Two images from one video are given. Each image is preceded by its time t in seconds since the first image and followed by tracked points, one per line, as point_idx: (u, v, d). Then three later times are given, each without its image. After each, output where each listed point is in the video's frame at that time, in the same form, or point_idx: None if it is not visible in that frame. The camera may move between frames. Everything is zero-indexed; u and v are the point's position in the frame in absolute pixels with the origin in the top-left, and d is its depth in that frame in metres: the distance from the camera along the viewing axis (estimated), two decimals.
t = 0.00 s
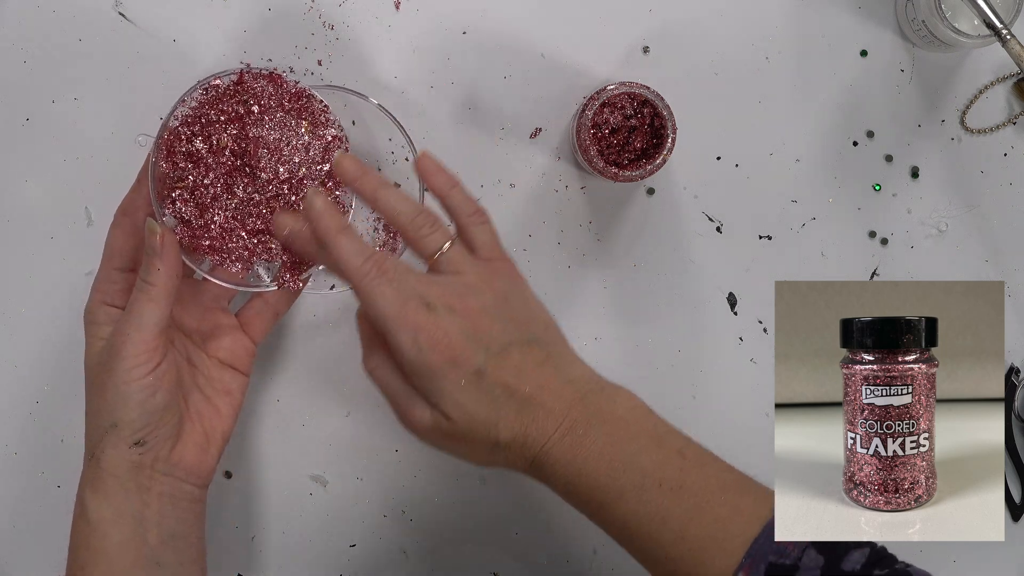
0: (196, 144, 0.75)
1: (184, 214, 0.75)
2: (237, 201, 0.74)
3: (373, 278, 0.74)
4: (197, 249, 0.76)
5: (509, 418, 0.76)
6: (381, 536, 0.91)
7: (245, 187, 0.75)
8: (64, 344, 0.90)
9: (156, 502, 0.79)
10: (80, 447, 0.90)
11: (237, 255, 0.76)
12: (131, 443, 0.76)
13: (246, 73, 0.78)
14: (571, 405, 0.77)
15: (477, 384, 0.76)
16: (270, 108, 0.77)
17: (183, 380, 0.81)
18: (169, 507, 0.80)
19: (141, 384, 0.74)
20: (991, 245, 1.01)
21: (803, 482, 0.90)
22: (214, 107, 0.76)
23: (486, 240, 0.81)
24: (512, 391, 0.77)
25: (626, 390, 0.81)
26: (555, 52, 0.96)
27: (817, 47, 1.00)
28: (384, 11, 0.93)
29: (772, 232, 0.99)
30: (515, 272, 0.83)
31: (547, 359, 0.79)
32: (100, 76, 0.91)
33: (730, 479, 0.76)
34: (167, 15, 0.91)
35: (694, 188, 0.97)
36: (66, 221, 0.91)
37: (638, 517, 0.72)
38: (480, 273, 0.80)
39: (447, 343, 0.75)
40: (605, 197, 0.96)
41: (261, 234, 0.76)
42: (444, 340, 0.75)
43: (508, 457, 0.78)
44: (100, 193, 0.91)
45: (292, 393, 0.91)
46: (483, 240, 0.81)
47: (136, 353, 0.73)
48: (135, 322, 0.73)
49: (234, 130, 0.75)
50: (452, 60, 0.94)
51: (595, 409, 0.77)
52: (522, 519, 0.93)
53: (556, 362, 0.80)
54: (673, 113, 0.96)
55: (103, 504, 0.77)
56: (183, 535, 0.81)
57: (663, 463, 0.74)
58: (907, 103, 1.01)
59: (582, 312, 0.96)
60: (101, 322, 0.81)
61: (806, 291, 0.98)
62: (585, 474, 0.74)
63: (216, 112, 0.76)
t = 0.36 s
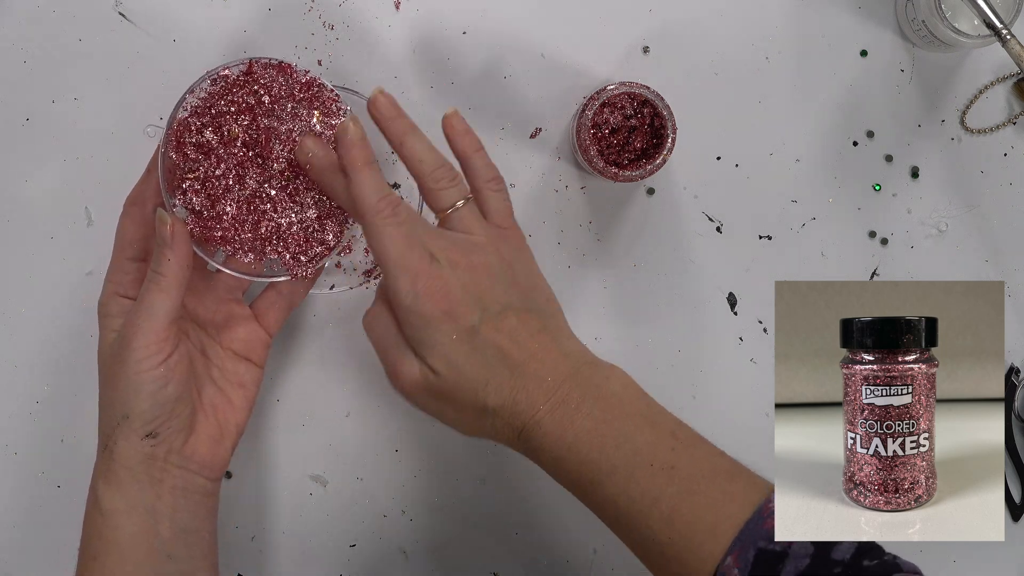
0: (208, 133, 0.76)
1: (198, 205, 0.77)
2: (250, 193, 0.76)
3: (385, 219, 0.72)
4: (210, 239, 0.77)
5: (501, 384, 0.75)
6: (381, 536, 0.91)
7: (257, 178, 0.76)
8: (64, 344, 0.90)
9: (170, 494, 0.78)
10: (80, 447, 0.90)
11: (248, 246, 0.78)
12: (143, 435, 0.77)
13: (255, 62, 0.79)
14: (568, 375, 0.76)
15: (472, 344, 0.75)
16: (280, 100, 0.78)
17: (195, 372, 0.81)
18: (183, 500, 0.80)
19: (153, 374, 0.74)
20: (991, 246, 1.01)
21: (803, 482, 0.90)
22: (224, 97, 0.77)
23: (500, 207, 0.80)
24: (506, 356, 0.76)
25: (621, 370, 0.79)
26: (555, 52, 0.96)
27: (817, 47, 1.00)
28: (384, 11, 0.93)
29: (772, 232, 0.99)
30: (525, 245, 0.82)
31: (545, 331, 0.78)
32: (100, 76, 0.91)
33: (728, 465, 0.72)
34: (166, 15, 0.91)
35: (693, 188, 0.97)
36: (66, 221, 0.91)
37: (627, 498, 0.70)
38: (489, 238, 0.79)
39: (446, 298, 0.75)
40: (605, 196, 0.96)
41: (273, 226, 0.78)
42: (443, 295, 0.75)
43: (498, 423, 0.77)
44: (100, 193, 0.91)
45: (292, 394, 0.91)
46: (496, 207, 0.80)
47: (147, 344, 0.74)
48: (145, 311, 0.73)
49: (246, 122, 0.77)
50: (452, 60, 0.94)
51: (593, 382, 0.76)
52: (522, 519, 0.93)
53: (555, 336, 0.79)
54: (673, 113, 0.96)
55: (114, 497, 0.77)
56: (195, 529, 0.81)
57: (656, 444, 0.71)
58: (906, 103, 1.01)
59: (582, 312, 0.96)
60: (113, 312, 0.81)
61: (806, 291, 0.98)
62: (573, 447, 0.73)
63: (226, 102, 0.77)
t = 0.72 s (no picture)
0: (215, 137, 0.77)
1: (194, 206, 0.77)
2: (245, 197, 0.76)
3: (349, 233, 0.73)
4: (202, 242, 0.77)
5: (486, 383, 0.76)
6: (381, 536, 0.91)
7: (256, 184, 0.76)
8: (64, 344, 0.90)
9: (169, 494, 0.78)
10: (81, 447, 0.90)
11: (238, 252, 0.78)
12: (144, 433, 0.77)
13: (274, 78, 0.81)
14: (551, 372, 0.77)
15: (452, 346, 0.76)
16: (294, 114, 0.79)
17: (195, 374, 0.81)
18: (182, 501, 0.80)
19: (155, 371, 0.75)
20: (991, 246, 1.01)
21: (803, 482, 0.90)
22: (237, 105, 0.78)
23: (477, 205, 0.82)
24: (488, 354, 0.76)
25: (609, 360, 0.81)
26: (555, 52, 0.96)
27: (817, 47, 1.00)
28: (384, 11, 0.93)
29: (772, 232, 0.99)
30: (504, 242, 0.83)
31: (528, 326, 0.80)
32: (100, 76, 0.91)
33: (718, 456, 0.74)
34: (166, 15, 0.91)
35: (694, 188, 0.97)
36: (65, 221, 0.91)
37: (620, 490, 0.72)
38: (462, 236, 0.80)
39: (422, 301, 0.76)
40: (605, 197, 0.96)
41: (265, 234, 0.77)
42: (420, 299, 0.76)
43: (487, 424, 0.78)
44: (100, 193, 0.91)
45: (292, 394, 0.91)
46: (473, 204, 0.82)
47: (148, 341, 0.74)
48: (146, 309, 0.73)
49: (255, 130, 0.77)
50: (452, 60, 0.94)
51: (579, 377, 0.77)
52: (522, 519, 0.93)
53: (537, 329, 0.80)
54: (673, 113, 0.96)
55: (115, 496, 0.77)
56: (191, 531, 0.80)
57: (644, 432, 0.74)
58: (906, 103, 1.01)
59: (583, 312, 0.96)
60: (115, 312, 0.81)
61: (806, 291, 0.98)
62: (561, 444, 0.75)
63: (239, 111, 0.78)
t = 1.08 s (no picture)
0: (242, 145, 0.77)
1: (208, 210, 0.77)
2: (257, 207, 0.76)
3: (311, 262, 0.68)
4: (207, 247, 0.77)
5: (466, 394, 0.71)
6: (381, 536, 0.91)
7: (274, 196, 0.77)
8: (64, 344, 0.90)
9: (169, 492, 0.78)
10: (81, 447, 0.90)
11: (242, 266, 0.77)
12: (149, 432, 0.77)
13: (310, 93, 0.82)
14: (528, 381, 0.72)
15: (427, 361, 0.70)
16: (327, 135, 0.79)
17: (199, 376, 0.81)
18: (184, 504, 0.80)
19: (163, 369, 0.75)
20: (991, 245, 1.01)
21: (803, 482, 0.90)
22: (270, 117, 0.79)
23: (438, 212, 0.76)
24: (467, 364, 0.71)
25: (593, 361, 0.76)
26: (555, 52, 0.96)
27: (817, 47, 1.00)
28: (384, 11, 0.93)
29: (772, 232, 0.99)
30: (468, 242, 0.78)
31: (504, 330, 0.74)
32: (100, 76, 0.91)
33: (710, 454, 0.71)
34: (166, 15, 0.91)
35: (693, 188, 0.97)
36: (66, 221, 0.91)
37: (614, 501, 0.69)
38: (426, 248, 0.74)
39: (393, 319, 0.69)
40: (605, 197, 0.96)
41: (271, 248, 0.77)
42: (390, 317, 0.69)
43: (471, 436, 0.74)
44: (100, 193, 0.91)
45: (293, 394, 0.91)
46: (435, 210, 0.76)
47: (156, 338, 0.74)
48: (152, 307, 0.73)
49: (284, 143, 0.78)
50: (452, 60, 0.94)
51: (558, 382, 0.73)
52: (522, 519, 0.93)
53: (516, 334, 0.74)
54: (673, 113, 0.96)
55: (116, 496, 0.76)
56: (192, 532, 0.80)
57: (634, 437, 0.70)
58: (906, 103, 1.01)
59: (582, 312, 0.96)
60: (124, 311, 0.81)
61: (806, 291, 0.98)
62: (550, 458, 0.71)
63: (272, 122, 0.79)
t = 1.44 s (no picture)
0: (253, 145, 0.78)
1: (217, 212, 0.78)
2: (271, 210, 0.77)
3: (299, 232, 0.68)
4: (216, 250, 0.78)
5: (455, 368, 0.72)
6: (382, 536, 0.91)
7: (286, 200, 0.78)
8: (64, 345, 0.90)
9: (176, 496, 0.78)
10: (82, 447, 0.90)
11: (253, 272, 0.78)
12: (156, 435, 0.77)
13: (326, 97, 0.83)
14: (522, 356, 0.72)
15: (415, 331, 0.71)
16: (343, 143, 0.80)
17: (208, 379, 0.80)
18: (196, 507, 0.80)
19: (173, 372, 0.76)
20: (991, 245, 1.01)
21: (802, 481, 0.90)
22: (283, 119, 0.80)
23: (439, 183, 0.74)
24: (455, 337, 0.71)
25: (591, 335, 0.76)
26: (555, 52, 0.96)
27: (817, 47, 1.00)
28: (384, 11, 0.93)
29: (772, 232, 0.99)
30: (467, 213, 0.76)
31: (498, 304, 0.74)
32: (100, 76, 0.91)
33: (704, 432, 0.71)
34: (166, 15, 0.91)
35: (694, 188, 0.97)
36: (66, 221, 0.91)
37: (605, 477, 0.69)
38: (424, 219, 0.73)
39: (380, 290, 0.70)
40: (605, 197, 0.96)
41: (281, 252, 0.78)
42: (377, 286, 0.70)
43: (461, 406, 0.75)
44: (100, 193, 0.91)
45: (293, 394, 0.91)
46: (435, 182, 0.74)
47: (167, 341, 0.75)
48: (162, 310, 0.74)
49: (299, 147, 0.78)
50: (452, 60, 0.94)
51: (554, 355, 0.73)
52: (522, 519, 0.93)
53: (510, 307, 0.74)
54: (673, 113, 0.96)
55: (123, 498, 0.77)
56: (199, 537, 0.80)
57: (627, 414, 0.70)
58: (907, 103, 1.01)
59: (582, 313, 0.96)
60: (131, 313, 0.80)
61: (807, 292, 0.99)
62: (540, 429, 0.72)
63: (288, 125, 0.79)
